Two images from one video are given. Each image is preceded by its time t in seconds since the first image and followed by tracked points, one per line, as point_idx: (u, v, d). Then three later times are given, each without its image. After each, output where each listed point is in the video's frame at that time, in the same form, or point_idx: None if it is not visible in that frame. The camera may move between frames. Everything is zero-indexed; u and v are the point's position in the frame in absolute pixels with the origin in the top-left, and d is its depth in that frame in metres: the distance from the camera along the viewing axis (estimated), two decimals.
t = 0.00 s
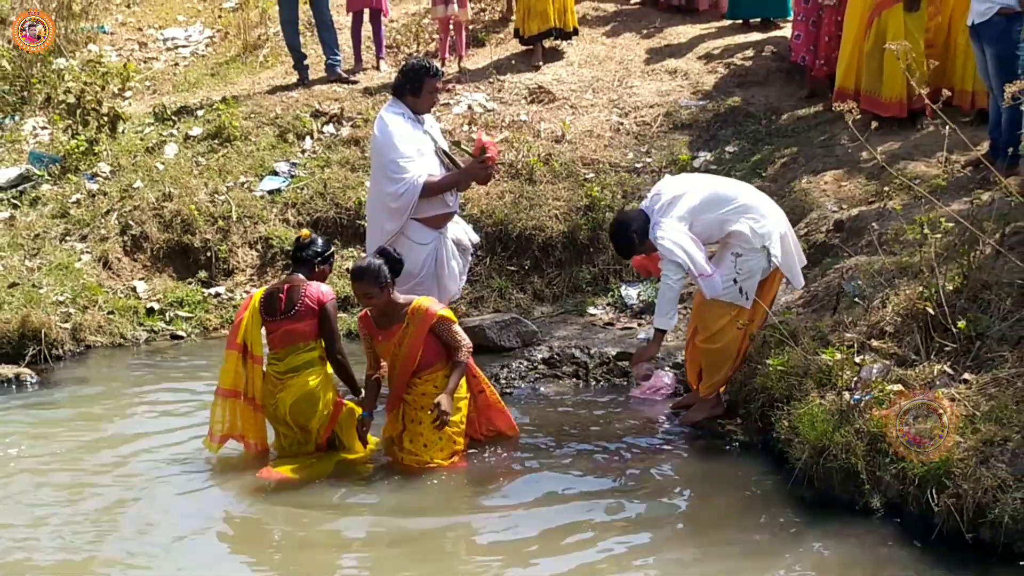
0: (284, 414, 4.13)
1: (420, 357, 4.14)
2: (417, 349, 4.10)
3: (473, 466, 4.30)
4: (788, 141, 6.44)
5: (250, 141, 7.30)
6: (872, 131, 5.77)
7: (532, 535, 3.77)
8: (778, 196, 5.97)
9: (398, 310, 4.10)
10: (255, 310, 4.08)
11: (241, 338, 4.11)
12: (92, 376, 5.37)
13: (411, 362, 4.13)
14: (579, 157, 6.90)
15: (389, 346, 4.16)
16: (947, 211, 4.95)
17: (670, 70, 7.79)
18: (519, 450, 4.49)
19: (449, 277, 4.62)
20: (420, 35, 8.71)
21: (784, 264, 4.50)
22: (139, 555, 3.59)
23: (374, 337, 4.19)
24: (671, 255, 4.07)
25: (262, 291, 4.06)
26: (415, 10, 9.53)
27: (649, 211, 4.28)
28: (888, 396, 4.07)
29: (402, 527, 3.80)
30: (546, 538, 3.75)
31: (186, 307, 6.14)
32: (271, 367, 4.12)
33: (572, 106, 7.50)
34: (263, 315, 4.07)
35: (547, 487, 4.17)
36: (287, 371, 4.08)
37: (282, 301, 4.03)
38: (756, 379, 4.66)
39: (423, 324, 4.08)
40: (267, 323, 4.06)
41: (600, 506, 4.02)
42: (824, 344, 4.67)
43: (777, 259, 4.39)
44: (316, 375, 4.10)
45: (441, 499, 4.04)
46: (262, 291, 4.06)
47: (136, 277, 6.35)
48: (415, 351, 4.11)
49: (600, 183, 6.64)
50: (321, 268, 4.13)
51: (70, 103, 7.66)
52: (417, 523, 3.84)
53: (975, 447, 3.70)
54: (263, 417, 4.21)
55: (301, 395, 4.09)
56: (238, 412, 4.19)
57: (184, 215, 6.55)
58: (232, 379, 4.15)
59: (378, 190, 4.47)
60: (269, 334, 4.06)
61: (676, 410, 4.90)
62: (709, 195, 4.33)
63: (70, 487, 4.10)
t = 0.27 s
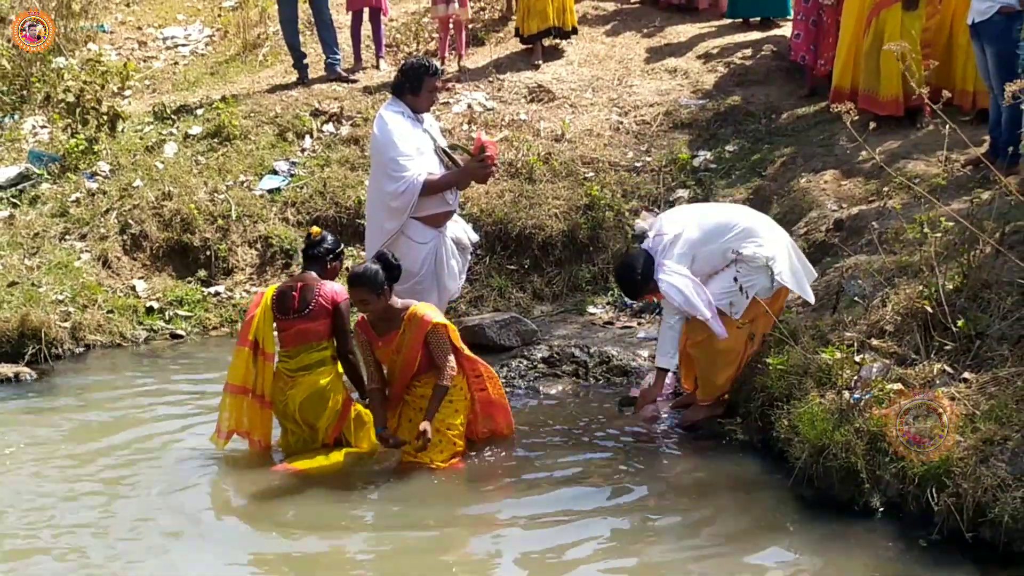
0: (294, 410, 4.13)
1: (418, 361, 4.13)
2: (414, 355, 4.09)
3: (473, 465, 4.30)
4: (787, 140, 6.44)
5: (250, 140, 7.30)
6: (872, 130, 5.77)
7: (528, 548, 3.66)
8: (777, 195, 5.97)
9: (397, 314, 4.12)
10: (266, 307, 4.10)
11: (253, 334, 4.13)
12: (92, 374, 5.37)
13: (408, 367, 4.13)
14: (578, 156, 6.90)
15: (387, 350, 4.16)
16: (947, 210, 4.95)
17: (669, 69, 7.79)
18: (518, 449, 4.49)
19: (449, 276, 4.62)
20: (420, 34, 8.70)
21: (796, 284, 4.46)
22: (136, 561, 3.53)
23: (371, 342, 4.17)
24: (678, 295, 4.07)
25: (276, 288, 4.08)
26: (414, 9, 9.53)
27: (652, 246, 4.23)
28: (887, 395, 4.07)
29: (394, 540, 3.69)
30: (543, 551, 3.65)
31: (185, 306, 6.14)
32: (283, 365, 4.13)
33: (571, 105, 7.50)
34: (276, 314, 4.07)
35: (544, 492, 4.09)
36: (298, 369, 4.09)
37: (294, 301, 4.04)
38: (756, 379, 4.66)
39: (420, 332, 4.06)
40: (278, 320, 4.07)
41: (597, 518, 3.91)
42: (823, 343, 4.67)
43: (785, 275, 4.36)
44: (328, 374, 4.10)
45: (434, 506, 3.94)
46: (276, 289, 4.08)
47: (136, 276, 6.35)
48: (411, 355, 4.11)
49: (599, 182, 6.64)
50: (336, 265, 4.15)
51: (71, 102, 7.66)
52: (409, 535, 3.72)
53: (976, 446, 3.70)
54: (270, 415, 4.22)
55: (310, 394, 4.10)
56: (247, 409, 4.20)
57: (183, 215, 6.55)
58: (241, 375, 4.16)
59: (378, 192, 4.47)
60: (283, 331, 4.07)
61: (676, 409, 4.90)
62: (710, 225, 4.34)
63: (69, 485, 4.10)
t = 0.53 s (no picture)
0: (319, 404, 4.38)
1: (408, 362, 4.27)
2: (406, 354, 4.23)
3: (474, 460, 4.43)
4: (781, 144, 6.58)
5: (255, 145, 7.44)
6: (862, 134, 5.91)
7: (528, 553, 3.66)
8: (770, 198, 6.11)
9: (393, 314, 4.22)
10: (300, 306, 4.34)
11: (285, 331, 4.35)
12: (104, 373, 5.51)
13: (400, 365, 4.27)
14: (577, 160, 7.05)
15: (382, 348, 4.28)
16: (935, 213, 5.09)
17: (665, 75, 7.93)
18: (518, 445, 4.62)
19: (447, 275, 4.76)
20: (421, 41, 8.85)
21: (785, 299, 4.65)
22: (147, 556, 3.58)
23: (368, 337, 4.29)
24: (663, 321, 4.30)
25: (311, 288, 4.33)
26: (416, 16, 9.68)
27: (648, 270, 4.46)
28: (876, 393, 4.20)
29: (394, 544, 3.68)
30: (544, 545, 3.72)
31: (193, 306, 6.28)
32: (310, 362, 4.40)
33: (569, 110, 7.64)
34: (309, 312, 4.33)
35: (542, 491, 4.16)
36: (325, 366, 4.39)
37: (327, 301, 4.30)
38: (749, 377, 4.79)
39: (411, 334, 4.18)
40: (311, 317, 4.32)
41: (601, 523, 3.93)
42: (814, 343, 4.80)
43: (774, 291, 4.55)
44: (353, 371, 4.40)
45: (432, 501, 4.02)
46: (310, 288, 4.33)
47: (145, 277, 6.49)
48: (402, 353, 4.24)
49: (597, 186, 6.78)
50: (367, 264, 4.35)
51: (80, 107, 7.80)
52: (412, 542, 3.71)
53: (962, 442, 3.83)
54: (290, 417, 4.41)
55: (336, 390, 4.39)
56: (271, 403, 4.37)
57: (191, 217, 6.68)
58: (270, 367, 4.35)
59: (379, 195, 4.61)
60: (311, 331, 4.36)
61: (671, 406, 5.04)
62: (704, 244, 4.52)
63: (85, 478, 4.24)
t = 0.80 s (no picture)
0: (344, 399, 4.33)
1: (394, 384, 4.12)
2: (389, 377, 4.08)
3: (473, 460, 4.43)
4: (780, 145, 6.58)
5: (255, 145, 7.44)
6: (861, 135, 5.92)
7: (505, 572, 3.52)
8: (769, 198, 6.11)
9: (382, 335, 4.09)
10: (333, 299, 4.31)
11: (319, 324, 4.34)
12: (103, 374, 5.51)
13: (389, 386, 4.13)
14: (576, 161, 7.05)
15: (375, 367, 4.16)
16: (933, 213, 5.09)
17: (663, 75, 7.93)
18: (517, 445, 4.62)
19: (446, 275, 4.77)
20: (420, 41, 8.85)
21: (781, 302, 4.67)
22: (135, 563, 3.54)
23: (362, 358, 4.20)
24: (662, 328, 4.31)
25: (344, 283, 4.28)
26: (415, 16, 9.68)
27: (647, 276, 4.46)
28: (875, 395, 4.20)
29: (381, 554, 3.62)
30: (541, 545, 3.72)
31: (192, 306, 6.28)
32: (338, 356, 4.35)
33: (568, 110, 7.65)
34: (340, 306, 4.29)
35: (541, 493, 4.17)
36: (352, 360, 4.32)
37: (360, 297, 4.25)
38: (748, 377, 4.79)
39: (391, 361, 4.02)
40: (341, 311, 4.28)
41: (594, 538, 3.82)
42: (813, 343, 4.80)
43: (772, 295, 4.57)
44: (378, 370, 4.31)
45: (430, 502, 4.02)
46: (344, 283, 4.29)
47: (144, 277, 6.49)
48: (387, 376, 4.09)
49: (596, 186, 6.78)
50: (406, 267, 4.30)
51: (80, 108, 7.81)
52: (390, 559, 3.58)
53: (961, 442, 3.83)
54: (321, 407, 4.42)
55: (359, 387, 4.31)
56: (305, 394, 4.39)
57: (190, 217, 6.68)
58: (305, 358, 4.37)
59: (379, 195, 4.61)
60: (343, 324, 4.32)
61: (670, 406, 5.04)
62: (703, 249, 4.52)
63: (84, 478, 4.24)
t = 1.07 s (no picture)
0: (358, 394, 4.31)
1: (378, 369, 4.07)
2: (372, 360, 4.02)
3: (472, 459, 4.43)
4: (779, 144, 6.58)
5: (254, 144, 7.43)
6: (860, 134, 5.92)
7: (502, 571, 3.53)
8: (768, 197, 6.11)
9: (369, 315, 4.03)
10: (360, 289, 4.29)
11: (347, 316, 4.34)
12: (102, 373, 5.50)
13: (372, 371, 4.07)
14: (575, 160, 7.04)
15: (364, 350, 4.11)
16: (932, 213, 5.09)
17: (662, 75, 7.93)
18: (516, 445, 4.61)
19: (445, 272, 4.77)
20: (420, 41, 8.85)
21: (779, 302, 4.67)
22: (133, 562, 3.54)
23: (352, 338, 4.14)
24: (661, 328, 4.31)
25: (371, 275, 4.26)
26: (414, 15, 9.67)
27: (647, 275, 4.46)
28: (875, 394, 4.20)
29: (378, 554, 3.62)
30: (539, 544, 3.73)
31: (191, 305, 6.27)
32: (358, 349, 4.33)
33: (567, 110, 7.64)
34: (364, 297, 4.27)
35: (541, 493, 4.17)
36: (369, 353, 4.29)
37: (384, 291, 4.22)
38: (747, 376, 4.79)
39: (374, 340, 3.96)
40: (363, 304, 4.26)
41: (592, 537, 3.82)
42: (813, 342, 4.80)
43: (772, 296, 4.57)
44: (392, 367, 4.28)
45: (429, 503, 4.03)
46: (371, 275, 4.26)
47: (143, 276, 6.48)
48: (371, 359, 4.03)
49: (595, 186, 6.78)
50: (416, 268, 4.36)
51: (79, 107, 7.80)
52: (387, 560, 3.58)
53: (961, 442, 3.83)
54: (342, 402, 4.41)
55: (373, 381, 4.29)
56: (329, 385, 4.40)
57: (189, 216, 6.68)
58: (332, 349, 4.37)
59: (379, 193, 4.61)
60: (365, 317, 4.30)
61: (670, 405, 5.04)
62: (702, 250, 4.52)
63: (83, 478, 4.24)
